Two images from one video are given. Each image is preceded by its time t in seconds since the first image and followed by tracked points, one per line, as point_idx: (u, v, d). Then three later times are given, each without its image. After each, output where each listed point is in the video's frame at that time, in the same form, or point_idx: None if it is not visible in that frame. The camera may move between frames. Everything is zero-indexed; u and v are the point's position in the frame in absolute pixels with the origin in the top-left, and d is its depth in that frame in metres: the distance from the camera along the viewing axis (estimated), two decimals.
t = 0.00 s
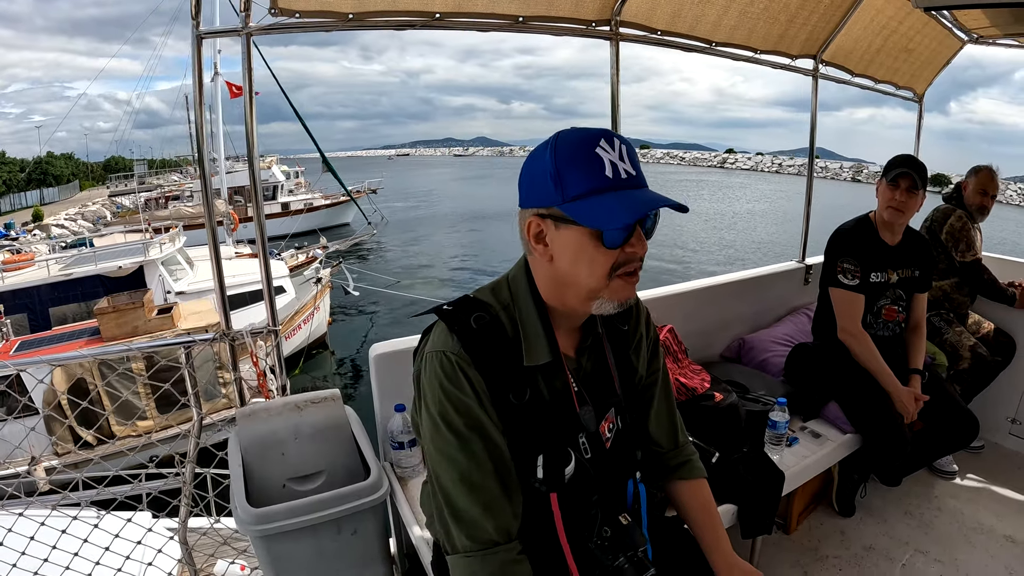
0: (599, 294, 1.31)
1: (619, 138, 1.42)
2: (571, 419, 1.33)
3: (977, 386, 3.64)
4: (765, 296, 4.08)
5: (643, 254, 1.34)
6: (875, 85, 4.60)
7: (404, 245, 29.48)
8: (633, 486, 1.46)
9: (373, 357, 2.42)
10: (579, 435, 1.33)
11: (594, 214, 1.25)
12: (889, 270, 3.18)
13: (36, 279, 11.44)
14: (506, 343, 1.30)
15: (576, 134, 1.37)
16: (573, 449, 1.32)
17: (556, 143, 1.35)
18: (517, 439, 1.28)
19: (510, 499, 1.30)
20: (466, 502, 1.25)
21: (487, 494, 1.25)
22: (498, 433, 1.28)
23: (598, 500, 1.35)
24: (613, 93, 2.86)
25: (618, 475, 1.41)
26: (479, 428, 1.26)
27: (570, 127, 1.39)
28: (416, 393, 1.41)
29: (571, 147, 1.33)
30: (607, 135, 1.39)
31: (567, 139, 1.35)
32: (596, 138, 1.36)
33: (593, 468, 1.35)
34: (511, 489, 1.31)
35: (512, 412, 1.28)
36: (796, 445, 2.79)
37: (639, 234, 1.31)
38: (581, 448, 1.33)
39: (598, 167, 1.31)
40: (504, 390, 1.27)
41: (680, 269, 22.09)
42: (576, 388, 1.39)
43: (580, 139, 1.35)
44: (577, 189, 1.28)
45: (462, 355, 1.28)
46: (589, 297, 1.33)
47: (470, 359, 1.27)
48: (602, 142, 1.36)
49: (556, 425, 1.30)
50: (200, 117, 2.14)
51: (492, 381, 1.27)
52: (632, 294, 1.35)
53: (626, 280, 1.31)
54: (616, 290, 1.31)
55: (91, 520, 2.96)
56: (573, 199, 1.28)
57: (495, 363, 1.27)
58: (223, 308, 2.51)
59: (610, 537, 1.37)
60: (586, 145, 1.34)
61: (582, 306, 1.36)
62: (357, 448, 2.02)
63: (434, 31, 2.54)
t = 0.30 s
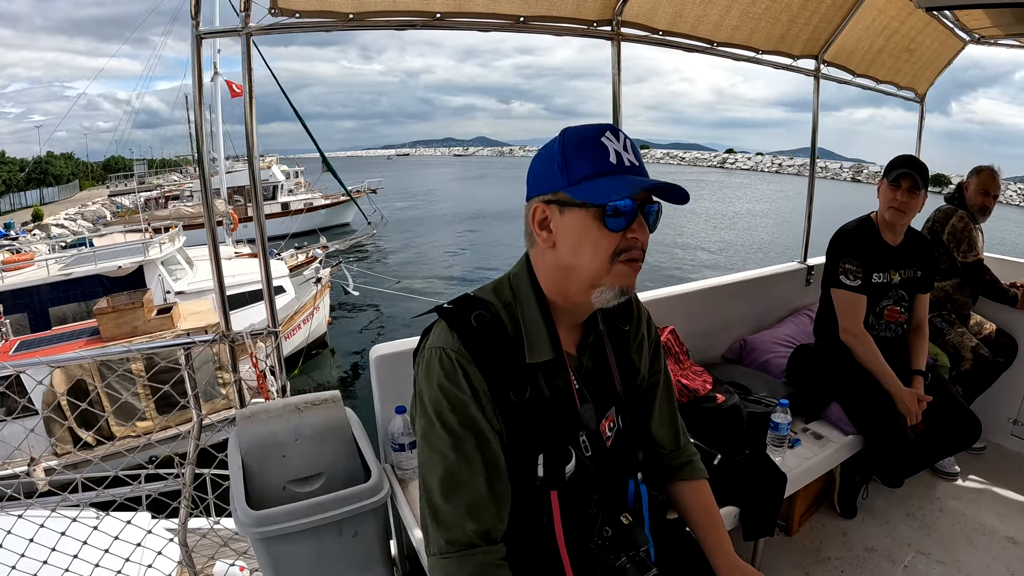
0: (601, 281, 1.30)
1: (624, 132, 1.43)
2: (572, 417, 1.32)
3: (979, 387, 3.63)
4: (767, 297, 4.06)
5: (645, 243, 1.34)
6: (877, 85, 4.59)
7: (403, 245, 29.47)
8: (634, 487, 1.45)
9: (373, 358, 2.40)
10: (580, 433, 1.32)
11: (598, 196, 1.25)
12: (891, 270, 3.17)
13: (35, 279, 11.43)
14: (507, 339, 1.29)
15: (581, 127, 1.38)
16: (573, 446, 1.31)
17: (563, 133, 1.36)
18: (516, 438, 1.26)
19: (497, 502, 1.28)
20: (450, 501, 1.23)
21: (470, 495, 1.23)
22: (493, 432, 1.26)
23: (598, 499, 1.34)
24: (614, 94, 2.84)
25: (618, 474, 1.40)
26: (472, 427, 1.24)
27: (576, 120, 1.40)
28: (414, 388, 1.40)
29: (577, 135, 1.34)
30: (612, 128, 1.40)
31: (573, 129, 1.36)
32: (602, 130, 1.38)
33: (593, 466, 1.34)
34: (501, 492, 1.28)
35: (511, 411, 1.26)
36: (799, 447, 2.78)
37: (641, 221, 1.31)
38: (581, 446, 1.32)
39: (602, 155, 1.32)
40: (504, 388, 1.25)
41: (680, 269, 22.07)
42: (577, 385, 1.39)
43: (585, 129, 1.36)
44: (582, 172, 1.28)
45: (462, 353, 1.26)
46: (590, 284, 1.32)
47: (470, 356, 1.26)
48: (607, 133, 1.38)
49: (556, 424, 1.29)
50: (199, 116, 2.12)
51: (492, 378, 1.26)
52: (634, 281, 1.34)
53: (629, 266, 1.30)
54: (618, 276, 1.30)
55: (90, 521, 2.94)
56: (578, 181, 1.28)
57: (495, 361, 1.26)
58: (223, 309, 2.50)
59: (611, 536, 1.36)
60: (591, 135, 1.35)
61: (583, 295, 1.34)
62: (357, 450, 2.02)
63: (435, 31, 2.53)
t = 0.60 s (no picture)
0: (601, 283, 1.29)
1: (631, 134, 1.42)
2: (574, 414, 1.31)
3: (981, 387, 3.62)
4: (769, 297, 4.05)
5: (648, 248, 1.32)
6: (879, 84, 4.58)
7: (404, 245, 29.46)
8: (636, 486, 1.44)
9: (375, 358, 2.39)
10: (582, 431, 1.31)
11: (602, 200, 1.24)
12: (893, 270, 3.16)
13: (36, 279, 11.43)
14: (509, 337, 1.28)
15: (588, 126, 1.36)
16: (575, 445, 1.30)
17: (569, 132, 1.35)
18: (517, 434, 1.24)
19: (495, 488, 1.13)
20: (427, 479, 1.11)
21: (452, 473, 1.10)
22: (489, 415, 1.18)
23: (600, 498, 1.33)
24: (616, 93, 2.83)
25: (620, 473, 1.39)
26: (465, 406, 1.16)
27: (584, 119, 1.38)
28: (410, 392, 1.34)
29: (583, 136, 1.32)
30: (620, 130, 1.39)
31: (580, 129, 1.34)
32: (609, 131, 1.36)
33: (594, 464, 1.34)
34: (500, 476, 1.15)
35: (513, 408, 1.23)
36: (801, 447, 2.77)
37: (644, 226, 1.30)
38: (583, 444, 1.31)
39: (608, 157, 1.30)
40: (507, 384, 1.23)
41: (681, 269, 22.05)
42: (579, 383, 1.37)
43: (592, 130, 1.34)
44: (586, 176, 1.27)
45: (459, 339, 1.23)
46: (591, 287, 1.31)
47: (469, 345, 1.22)
48: (614, 135, 1.36)
49: (559, 421, 1.28)
50: (198, 116, 2.11)
51: (493, 374, 1.23)
52: (635, 286, 1.33)
53: (630, 271, 1.29)
54: (619, 281, 1.29)
55: (89, 521, 2.92)
56: (582, 185, 1.27)
57: (497, 357, 1.23)
58: (224, 308, 2.49)
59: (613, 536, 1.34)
60: (598, 136, 1.33)
61: (584, 297, 1.34)
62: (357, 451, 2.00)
63: (437, 30, 2.52)
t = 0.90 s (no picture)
0: (602, 286, 1.30)
1: (632, 134, 1.41)
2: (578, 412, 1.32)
3: (985, 387, 3.60)
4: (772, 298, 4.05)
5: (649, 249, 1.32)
6: (882, 84, 4.58)
7: (406, 245, 29.49)
8: (639, 485, 1.45)
9: (379, 358, 2.40)
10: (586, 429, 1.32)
11: (601, 203, 1.24)
12: (896, 270, 3.15)
13: (40, 280, 11.46)
14: (515, 333, 1.28)
15: (589, 127, 1.36)
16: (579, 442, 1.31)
17: (569, 134, 1.35)
18: (524, 428, 1.25)
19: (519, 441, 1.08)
20: (448, 433, 1.04)
21: (471, 422, 1.04)
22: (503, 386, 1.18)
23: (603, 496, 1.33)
24: (619, 93, 2.83)
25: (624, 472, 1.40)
26: (482, 373, 1.15)
27: (584, 120, 1.38)
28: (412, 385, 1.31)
29: (583, 138, 1.32)
30: (620, 131, 1.39)
31: (580, 131, 1.35)
32: (609, 132, 1.36)
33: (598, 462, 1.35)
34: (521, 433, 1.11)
35: (521, 401, 1.26)
36: (805, 447, 2.76)
37: (645, 228, 1.29)
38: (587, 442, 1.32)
39: (608, 159, 1.30)
40: (517, 378, 1.26)
41: (684, 270, 22.04)
42: (583, 381, 1.38)
43: (592, 132, 1.34)
44: (586, 179, 1.27)
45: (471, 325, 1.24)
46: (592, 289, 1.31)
47: (480, 332, 1.23)
48: (614, 136, 1.36)
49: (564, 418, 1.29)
50: (203, 115, 2.12)
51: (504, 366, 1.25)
52: (636, 288, 1.33)
53: (630, 273, 1.28)
54: (619, 283, 1.29)
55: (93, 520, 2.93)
56: (582, 188, 1.27)
57: (506, 352, 1.25)
58: (227, 308, 2.50)
59: (617, 534, 1.34)
60: (598, 138, 1.34)
61: (585, 298, 1.34)
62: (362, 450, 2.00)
63: (440, 30, 2.52)
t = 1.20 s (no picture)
0: (587, 293, 1.33)
1: (615, 144, 1.45)
2: (557, 419, 1.35)
3: (982, 391, 3.61)
4: (769, 300, 4.07)
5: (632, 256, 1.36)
6: (880, 87, 4.59)
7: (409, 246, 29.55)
8: (622, 489, 1.46)
9: (373, 361, 2.42)
10: (565, 436, 1.35)
11: (588, 212, 1.27)
12: (891, 274, 3.17)
13: (45, 281, 11.54)
14: (494, 344, 1.31)
15: (574, 137, 1.39)
16: (559, 449, 1.33)
17: (554, 144, 1.37)
18: (503, 437, 1.28)
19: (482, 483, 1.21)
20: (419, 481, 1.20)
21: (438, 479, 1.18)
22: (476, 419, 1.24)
23: (584, 501, 1.35)
24: (613, 97, 2.85)
25: (603, 476, 1.43)
26: (452, 413, 1.22)
27: (568, 130, 1.41)
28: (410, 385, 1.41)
29: (568, 148, 1.35)
30: (603, 141, 1.41)
31: (565, 141, 1.37)
32: (593, 142, 1.39)
33: (578, 468, 1.37)
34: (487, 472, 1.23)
35: (498, 411, 1.28)
36: (797, 451, 2.78)
37: (629, 236, 1.33)
38: (566, 449, 1.34)
39: (593, 169, 1.33)
40: (493, 389, 1.27)
41: (687, 271, 22.03)
42: (563, 389, 1.41)
43: (576, 142, 1.37)
44: (573, 189, 1.30)
45: (448, 346, 1.28)
46: (578, 296, 1.34)
47: (456, 351, 1.27)
48: (598, 147, 1.39)
49: (542, 425, 1.32)
50: (201, 121, 2.15)
51: (480, 379, 1.28)
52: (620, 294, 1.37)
53: (615, 281, 1.33)
54: (605, 290, 1.33)
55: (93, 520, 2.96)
56: (568, 198, 1.30)
57: (482, 364, 1.28)
58: (225, 310, 2.53)
59: (598, 538, 1.37)
60: (582, 148, 1.36)
61: (571, 305, 1.37)
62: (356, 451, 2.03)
63: (435, 37, 2.54)
